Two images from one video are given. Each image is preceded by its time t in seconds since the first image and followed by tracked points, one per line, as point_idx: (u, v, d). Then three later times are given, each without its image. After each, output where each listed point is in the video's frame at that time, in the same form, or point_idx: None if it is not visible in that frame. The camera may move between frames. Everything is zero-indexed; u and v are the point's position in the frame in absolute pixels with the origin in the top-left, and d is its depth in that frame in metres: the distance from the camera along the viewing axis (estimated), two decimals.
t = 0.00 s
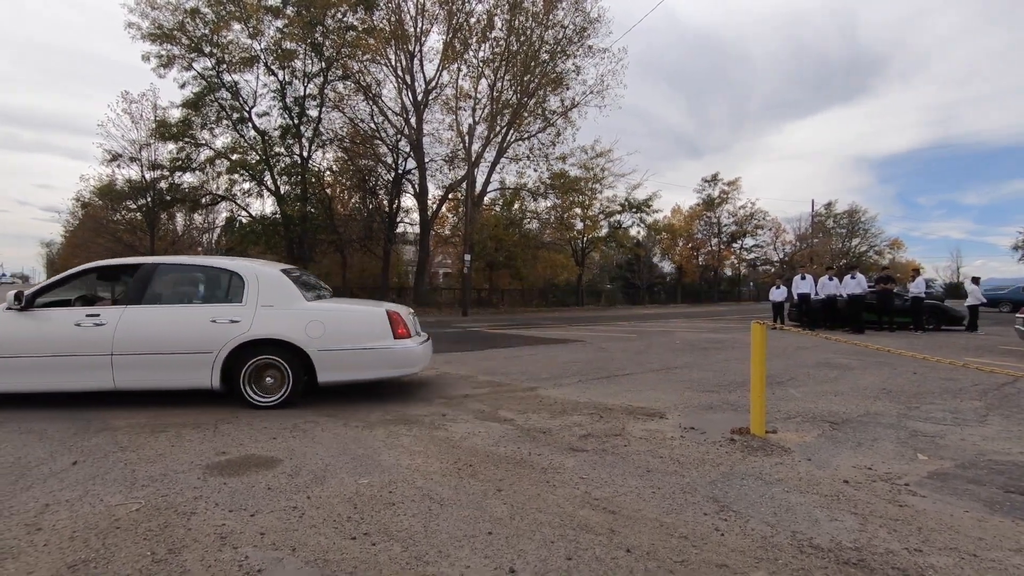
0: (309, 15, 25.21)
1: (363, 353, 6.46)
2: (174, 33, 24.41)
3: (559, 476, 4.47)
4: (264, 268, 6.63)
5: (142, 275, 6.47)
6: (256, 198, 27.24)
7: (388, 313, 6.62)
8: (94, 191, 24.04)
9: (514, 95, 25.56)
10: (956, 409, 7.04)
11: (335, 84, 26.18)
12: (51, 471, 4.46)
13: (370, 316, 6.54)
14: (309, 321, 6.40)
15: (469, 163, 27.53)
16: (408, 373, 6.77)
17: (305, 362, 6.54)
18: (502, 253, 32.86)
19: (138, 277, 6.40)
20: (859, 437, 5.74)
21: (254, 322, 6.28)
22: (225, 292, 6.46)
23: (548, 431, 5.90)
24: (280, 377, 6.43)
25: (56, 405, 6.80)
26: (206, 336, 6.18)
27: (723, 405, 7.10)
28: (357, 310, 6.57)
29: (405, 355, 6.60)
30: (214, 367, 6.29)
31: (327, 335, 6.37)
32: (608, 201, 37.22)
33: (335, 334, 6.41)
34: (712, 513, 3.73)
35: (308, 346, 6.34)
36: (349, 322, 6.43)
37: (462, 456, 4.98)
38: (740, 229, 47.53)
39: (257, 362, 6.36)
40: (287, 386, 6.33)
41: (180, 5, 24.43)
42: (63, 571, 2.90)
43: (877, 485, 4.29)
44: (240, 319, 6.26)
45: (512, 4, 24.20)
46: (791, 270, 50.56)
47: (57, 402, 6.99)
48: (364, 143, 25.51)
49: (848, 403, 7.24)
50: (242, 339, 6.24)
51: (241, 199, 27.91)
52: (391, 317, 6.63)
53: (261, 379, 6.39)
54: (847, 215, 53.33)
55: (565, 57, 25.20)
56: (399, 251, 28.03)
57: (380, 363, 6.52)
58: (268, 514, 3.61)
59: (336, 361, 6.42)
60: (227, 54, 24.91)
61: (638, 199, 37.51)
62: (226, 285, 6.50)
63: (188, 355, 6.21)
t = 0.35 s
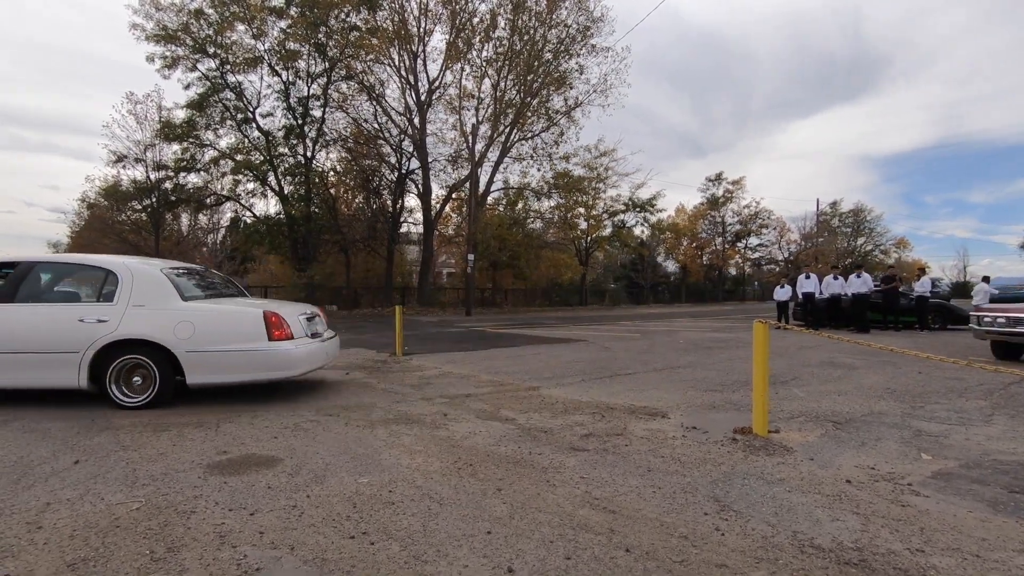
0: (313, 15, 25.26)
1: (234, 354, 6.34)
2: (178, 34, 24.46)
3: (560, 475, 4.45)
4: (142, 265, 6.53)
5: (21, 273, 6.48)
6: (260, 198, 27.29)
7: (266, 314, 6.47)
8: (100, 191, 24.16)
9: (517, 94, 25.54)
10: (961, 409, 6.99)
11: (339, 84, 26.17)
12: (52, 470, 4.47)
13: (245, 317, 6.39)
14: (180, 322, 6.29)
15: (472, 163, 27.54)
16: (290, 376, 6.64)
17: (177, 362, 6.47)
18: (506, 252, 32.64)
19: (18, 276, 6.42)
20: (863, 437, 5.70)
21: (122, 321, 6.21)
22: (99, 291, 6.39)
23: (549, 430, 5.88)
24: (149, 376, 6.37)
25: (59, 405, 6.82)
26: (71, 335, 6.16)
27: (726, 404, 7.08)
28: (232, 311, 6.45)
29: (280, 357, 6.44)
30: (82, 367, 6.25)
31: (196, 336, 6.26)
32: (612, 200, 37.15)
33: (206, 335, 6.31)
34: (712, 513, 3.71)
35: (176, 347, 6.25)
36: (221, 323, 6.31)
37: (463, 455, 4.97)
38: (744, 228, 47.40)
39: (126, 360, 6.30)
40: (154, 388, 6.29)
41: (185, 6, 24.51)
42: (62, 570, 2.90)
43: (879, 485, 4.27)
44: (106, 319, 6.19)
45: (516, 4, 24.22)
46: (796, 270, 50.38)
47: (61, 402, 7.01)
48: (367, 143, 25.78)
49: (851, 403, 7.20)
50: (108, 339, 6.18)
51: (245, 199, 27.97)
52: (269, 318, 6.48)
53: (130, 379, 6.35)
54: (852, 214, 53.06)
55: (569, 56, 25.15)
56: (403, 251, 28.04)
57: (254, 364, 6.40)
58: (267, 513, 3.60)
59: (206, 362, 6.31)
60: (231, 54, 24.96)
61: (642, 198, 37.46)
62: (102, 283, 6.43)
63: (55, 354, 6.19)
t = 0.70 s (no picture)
0: (313, 15, 25.21)
1: (129, 351, 6.24)
2: (178, 34, 24.45)
3: (554, 476, 4.43)
4: (46, 261, 6.51)
5: None
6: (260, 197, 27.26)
7: (163, 310, 6.33)
8: (100, 192, 24.13)
9: (517, 94, 25.53)
10: (959, 409, 6.97)
11: (338, 84, 26.14)
12: (45, 470, 4.45)
13: (142, 313, 6.28)
14: (76, 317, 6.24)
15: (472, 163, 27.52)
16: (196, 373, 6.50)
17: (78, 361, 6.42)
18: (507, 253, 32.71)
19: None
20: (861, 437, 5.67)
21: (19, 317, 6.20)
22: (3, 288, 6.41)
23: (546, 430, 5.87)
24: (44, 375, 6.31)
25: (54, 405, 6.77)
26: None
27: (724, 404, 7.07)
28: (133, 306, 6.36)
29: (176, 354, 6.28)
30: None
31: (92, 333, 6.20)
32: (613, 200, 37.12)
33: (102, 331, 6.23)
34: (707, 514, 3.68)
35: (71, 343, 6.19)
36: (119, 319, 6.24)
37: (458, 455, 4.96)
38: (745, 228, 47.35)
39: (23, 358, 6.25)
40: (48, 385, 6.23)
41: (185, 6, 24.49)
42: (51, 570, 2.88)
43: (876, 486, 4.24)
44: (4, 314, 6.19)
45: (516, 4, 24.21)
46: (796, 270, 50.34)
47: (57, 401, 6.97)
48: (367, 142, 25.76)
49: (849, 403, 7.18)
50: (5, 335, 6.17)
51: (245, 199, 27.96)
52: (168, 314, 6.34)
53: (27, 376, 6.29)
54: (853, 214, 53.02)
55: (568, 56, 25.12)
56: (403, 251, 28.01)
57: (149, 361, 6.27)
58: (259, 514, 3.58)
59: (100, 358, 6.23)
60: (230, 54, 24.95)
61: (642, 198, 37.45)
62: (4, 280, 6.45)
63: None
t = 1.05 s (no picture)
0: (313, 15, 25.17)
1: (66, 350, 6.14)
2: (179, 34, 24.43)
3: (557, 476, 4.43)
4: None
5: None
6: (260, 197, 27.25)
7: (101, 310, 6.21)
8: (100, 192, 24.04)
9: (517, 94, 25.52)
10: (962, 409, 6.96)
11: (339, 84, 26.15)
12: (48, 470, 4.45)
13: (79, 312, 6.18)
14: (14, 316, 6.18)
15: (473, 163, 27.52)
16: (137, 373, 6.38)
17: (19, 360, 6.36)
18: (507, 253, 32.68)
19: None
20: (863, 437, 5.67)
21: None
22: None
23: (548, 430, 5.86)
24: None
25: (57, 405, 6.75)
26: None
27: (726, 405, 7.06)
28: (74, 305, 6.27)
29: (114, 354, 6.16)
30: None
31: (29, 331, 6.13)
32: (613, 200, 37.12)
33: (40, 330, 6.16)
34: (710, 514, 3.68)
35: (7, 342, 6.13)
36: (56, 317, 6.15)
37: (460, 455, 4.96)
38: (745, 228, 47.31)
39: None
40: None
41: (185, 6, 24.47)
42: (54, 570, 2.87)
43: (879, 485, 4.24)
44: None
45: (516, 4, 24.21)
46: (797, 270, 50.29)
47: (59, 401, 6.95)
48: (368, 142, 25.77)
49: (851, 403, 7.17)
50: None
51: (246, 199, 27.96)
52: (106, 313, 6.23)
53: None
54: (853, 214, 53.02)
55: (569, 56, 25.11)
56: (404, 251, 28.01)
57: (86, 361, 6.16)
58: (262, 514, 3.58)
59: (38, 358, 6.15)
60: (231, 54, 24.97)
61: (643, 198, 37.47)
62: None
63: None
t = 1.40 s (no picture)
0: (313, 15, 25.12)
1: (23, 352, 6.12)
2: (179, 34, 24.37)
3: (555, 477, 4.42)
4: None
5: None
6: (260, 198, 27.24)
7: (57, 312, 6.21)
8: (100, 192, 23.93)
9: (517, 94, 25.51)
10: (961, 410, 6.95)
11: (339, 84, 26.14)
12: (45, 472, 4.44)
13: (35, 314, 6.17)
14: None
15: (473, 163, 27.52)
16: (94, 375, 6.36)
17: None
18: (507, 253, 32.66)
19: None
20: (862, 437, 5.67)
21: None
22: None
23: (546, 431, 5.86)
24: None
25: (55, 406, 6.72)
26: None
27: (725, 405, 7.05)
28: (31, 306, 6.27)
29: (71, 356, 6.16)
30: None
31: None
32: (613, 200, 37.12)
33: None
34: (708, 516, 3.68)
35: None
36: (11, 319, 6.14)
37: (458, 456, 4.95)
38: (745, 228, 47.28)
39: None
40: None
41: (185, 6, 24.43)
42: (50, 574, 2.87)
43: (878, 487, 4.23)
44: None
45: (516, 4, 24.20)
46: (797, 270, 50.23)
47: (57, 402, 6.92)
48: (368, 142, 25.78)
49: (851, 404, 7.16)
50: None
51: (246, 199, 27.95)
52: (62, 315, 6.22)
53: None
54: (853, 214, 53.00)
55: (569, 56, 25.10)
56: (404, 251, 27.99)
57: (42, 363, 6.13)
58: (259, 516, 3.57)
59: None
60: (231, 55, 24.98)
61: (643, 198, 37.45)
62: None
63: None
